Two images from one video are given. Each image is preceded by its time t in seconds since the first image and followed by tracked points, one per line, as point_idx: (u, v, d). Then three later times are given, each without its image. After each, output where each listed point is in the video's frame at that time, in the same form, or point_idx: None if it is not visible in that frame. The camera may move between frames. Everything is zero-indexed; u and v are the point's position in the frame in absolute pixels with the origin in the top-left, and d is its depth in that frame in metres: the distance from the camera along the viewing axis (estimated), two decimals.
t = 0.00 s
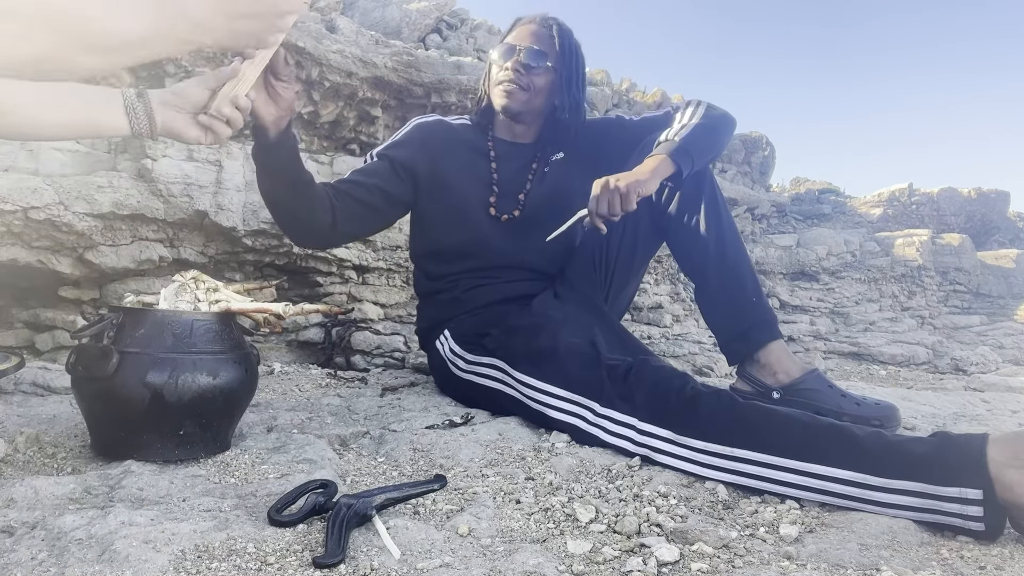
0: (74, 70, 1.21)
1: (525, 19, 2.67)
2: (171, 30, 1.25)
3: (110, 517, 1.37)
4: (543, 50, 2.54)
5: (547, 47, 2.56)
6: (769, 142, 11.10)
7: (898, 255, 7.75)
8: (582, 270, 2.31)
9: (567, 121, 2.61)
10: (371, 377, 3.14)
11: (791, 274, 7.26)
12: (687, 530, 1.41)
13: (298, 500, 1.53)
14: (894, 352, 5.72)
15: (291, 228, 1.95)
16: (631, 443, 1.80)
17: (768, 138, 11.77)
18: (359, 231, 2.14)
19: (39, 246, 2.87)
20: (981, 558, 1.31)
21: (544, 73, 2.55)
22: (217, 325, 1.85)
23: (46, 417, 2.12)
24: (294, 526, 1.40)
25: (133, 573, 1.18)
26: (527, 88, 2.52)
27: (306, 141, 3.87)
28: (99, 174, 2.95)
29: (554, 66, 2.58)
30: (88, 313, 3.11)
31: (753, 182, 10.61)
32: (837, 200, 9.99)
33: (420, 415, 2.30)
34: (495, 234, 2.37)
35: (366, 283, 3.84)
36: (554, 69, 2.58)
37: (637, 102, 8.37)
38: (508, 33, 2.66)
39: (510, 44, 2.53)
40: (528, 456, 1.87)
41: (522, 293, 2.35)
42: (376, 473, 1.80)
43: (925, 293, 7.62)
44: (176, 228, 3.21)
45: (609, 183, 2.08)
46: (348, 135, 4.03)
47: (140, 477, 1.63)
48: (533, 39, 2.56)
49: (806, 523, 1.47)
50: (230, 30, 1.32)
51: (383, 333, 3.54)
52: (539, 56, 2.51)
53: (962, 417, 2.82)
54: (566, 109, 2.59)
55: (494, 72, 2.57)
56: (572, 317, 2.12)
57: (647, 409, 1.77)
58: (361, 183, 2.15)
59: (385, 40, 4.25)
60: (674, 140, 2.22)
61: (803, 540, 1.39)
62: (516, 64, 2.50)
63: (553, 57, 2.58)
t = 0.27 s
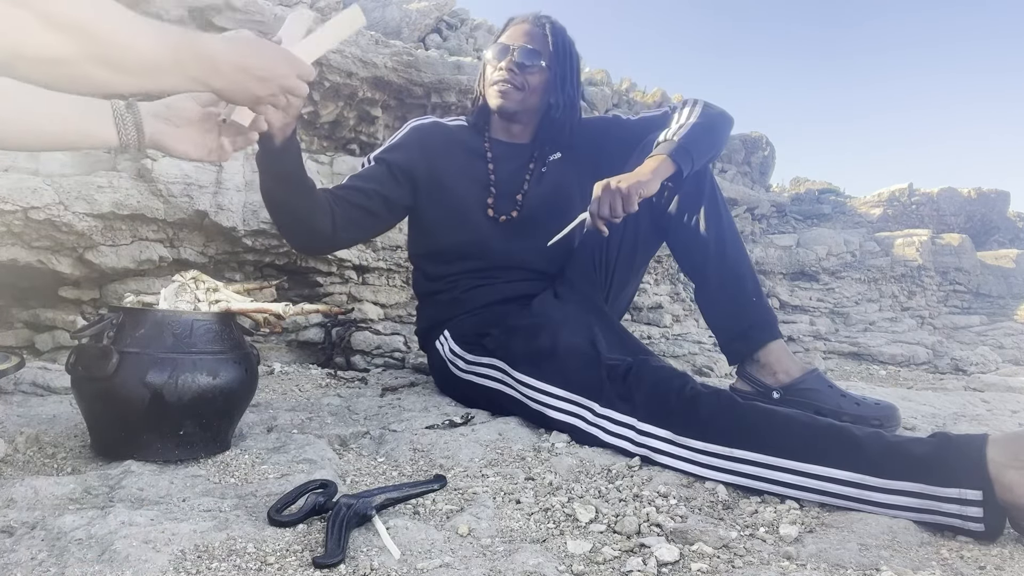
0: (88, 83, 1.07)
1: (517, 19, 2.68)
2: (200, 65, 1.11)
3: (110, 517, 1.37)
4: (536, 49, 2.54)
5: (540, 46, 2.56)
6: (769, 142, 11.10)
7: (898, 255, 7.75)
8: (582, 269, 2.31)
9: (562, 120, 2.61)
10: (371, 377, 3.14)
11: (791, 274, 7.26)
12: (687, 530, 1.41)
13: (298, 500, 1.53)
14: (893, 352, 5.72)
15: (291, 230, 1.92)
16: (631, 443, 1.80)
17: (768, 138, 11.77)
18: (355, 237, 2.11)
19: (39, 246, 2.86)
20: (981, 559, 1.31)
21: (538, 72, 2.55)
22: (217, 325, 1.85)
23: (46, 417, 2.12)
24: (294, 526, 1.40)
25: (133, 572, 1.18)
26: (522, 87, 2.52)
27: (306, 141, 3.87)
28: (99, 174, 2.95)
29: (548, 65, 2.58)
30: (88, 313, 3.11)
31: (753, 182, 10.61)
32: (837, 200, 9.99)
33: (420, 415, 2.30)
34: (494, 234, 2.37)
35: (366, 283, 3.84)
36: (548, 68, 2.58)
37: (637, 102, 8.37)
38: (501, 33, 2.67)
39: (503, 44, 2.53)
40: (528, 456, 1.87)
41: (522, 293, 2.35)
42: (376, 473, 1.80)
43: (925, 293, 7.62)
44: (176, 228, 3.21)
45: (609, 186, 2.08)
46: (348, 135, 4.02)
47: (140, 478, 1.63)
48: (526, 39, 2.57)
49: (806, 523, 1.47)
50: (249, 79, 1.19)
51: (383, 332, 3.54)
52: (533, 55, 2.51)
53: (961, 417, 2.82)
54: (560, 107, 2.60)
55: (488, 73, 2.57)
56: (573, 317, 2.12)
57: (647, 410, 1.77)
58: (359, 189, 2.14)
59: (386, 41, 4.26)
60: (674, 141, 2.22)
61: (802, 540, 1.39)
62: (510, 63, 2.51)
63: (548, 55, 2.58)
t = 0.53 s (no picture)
0: (95, 89, 0.90)
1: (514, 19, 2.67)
2: (229, 86, 1.02)
3: (110, 517, 1.37)
4: (535, 49, 2.54)
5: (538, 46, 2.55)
6: (769, 142, 11.10)
7: (898, 255, 7.75)
8: (582, 269, 2.31)
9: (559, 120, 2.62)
10: (371, 377, 3.13)
11: (791, 274, 7.26)
12: (687, 530, 1.41)
13: (298, 500, 1.53)
14: (894, 352, 5.72)
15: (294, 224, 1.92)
16: (631, 443, 1.80)
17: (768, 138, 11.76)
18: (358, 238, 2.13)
19: (39, 246, 2.86)
20: (981, 559, 1.31)
21: (537, 73, 2.55)
22: (217, 325, 1.85)
23: (46, 417, 2.12)
24: (294, 526, 1.40)
25: (134, 572, 1.19)
26: (520, 88, 2.51)
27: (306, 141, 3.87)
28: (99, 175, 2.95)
29: (546, 65, 2.58)
30: (88, 313, 3.11)
31: (753, 182, 10.60)
32: (837, 200, 10.00)
33: (420, 416, 2.30)
34: (494, 235, 2.37)
35: (366, 283, 3.84)
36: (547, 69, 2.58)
37: (636, 102, 8.36)
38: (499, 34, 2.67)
39: (502, 45, 2.53)
40: (528, 456, 1.87)
41: (522, 293, 2.35)
42: (376, 473, 1.80)
43: (925, 293, 7.62)
44: (176, 229, 3.21)
45: (609, 185, 2.07)
46: (348, 135, 3.98)
47: (140, 477, 1.63)
48: (525, 39, 2.56)
49: (806, 523, 1.47)
50: (277, 105, 1.12)
51: (383, 332, 3.54)
52: (531, 56, 2.51)
53: (961, 417, 2.82)
54: (559, 107, 2.60)
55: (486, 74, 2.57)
56: (573, 317, 2.12)
57: (647, 410, 1.77)
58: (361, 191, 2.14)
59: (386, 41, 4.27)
60: (674, 141, 2.22)
61: (802, 540, 1.39)
62: (508, 64, 2.51)
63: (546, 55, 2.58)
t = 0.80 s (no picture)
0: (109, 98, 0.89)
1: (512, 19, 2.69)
2: (249, 103, 1.02)
3: (110, 517, 1.37)
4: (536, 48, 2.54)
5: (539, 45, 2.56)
6: (769, 142, 11.10)
7: (898, 255, 7.75)
8: (583, 269, 2.31)
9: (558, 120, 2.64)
10: (371, 377, 3.13)
11: (791, 274, 7.26)
12: (687, 530, 1.41)
13: (298, 500, 1.53)
14: (894, 352, 5.72)
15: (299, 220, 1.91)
16: (631, 443, 1.80)
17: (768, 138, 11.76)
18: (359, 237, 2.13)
19: (39, 247, 2.86)
20: (981, 559, 1.31)
21: (538, 72, 2.55)
22: (217, 325, 1.85)
23: (46, 417, 2.12)
24: (294, 526, 1.40)
25: (134, 572, 1.18)
26: (522, 87, 2.52)
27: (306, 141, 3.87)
28: (99, 175, 2.95)
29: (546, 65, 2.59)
30: (88, 313, 3.10)
31: (753, 182, 10.60)
32: (837, 200, 9.99)
33: (420, 416, 2.30)
34: (495, 235, 2.37)
35: (366, 283, 3.84)
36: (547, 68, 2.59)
37: (637, 102, 8.36)
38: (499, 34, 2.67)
39: (502, 44, 2.53)
40: (528, 456, 1.87)
41: (523, 293, 2.35)
42: (376, 473, 1.80)
43: (925, 293, 7.62)
44: (176, 229, 3.21)
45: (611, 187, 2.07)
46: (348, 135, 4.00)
47: (140, 477, 1.63)
48: (525, 38, 2.57)
49: (806, 523, 1.47)
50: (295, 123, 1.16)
51: (383, 333, 3.54)
52: (532, 55, 2.51)
53: (961, 417, 2.82)
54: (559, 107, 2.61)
55: (487, 73, 2.56)
56: (573, 318, 2.12)
57: (647, 410, 1.77)
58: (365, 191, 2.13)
59: (386, 41, 4.27)
60: (674, 141, 2.22)
61: (802, 540, 1.39)
62: (510, 64, 2.51)
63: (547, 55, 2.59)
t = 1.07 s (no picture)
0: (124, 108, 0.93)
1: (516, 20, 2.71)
2: (256, 109, 1.05)
3: (110, 517, 1.37)
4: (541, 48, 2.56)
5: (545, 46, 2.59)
6: (769, 142, 11.10)
7: (898, 255, 7.75)
8: (583, 269, 2.31)
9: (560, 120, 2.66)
10: (371, 377, 3.14)
11: (791, 274, 7.26)
12: (687, 530, 1.41)
13: (298, 500, 1.53)
14: (894, 352, 5.72)
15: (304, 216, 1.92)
16: (631, 444, 1.80)
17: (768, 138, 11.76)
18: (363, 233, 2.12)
19: (39, 247, 2.86)
20: (981, 559, 1.31)
21: (544, 72, 2.56)
22: (217, 325, 1.85)
23: (46, 417, 2.12)
24: (294, 526, 1.40)
25: (134, 572, 1.19)
26: (529, 87, 2.53)
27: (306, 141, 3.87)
28: (99, 175, 2.95)
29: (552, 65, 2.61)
30: (88, 313, 3.10)
31: (753, 182, 10.59)
32: (837, 200, 9.99)
33: (420, 415, 2.30)
34: (497, 235, 2.37)
35: (366, 284, 3.84)
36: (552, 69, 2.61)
37: (637, 102, 8.36)
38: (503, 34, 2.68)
39: (509, 44, 2.54)
40: (528, 456, 1.87)
41: (524, 293, 2.35)
42: (376, 473, 1.80)
43: (925, 293, 7.62)
44: (176, 229, 3.21)
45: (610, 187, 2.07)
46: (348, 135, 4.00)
47: (140, 477, 1.63)
48: (531, 38, 2.58)
49: (806, 523, 1.47)
50: (304, 133, 1.18)
51: (383, 332, 3.55)
52: (539, 55, 2.53)
53: (962, 417, 2.82)
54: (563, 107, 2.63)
55: (493, 72, 2.57)
56: (573, 318, 2.13)
57: (648, 410, 1.77)
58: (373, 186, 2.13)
59: (386, 41, 4.27)
60: (676, 142, 2.22)
61: (802, 540, 1.39)
62: (516, 63, 2.52)
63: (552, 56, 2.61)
